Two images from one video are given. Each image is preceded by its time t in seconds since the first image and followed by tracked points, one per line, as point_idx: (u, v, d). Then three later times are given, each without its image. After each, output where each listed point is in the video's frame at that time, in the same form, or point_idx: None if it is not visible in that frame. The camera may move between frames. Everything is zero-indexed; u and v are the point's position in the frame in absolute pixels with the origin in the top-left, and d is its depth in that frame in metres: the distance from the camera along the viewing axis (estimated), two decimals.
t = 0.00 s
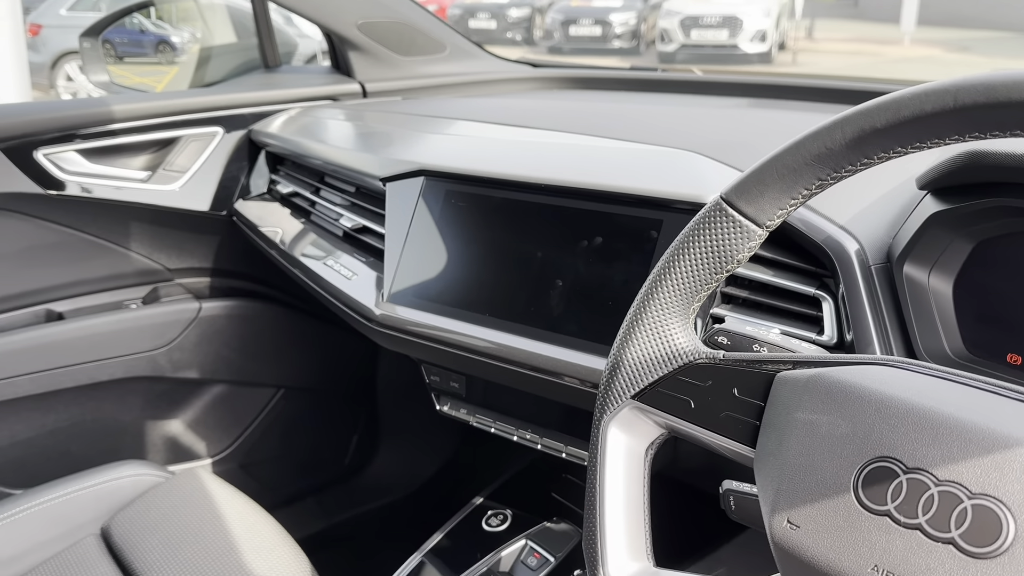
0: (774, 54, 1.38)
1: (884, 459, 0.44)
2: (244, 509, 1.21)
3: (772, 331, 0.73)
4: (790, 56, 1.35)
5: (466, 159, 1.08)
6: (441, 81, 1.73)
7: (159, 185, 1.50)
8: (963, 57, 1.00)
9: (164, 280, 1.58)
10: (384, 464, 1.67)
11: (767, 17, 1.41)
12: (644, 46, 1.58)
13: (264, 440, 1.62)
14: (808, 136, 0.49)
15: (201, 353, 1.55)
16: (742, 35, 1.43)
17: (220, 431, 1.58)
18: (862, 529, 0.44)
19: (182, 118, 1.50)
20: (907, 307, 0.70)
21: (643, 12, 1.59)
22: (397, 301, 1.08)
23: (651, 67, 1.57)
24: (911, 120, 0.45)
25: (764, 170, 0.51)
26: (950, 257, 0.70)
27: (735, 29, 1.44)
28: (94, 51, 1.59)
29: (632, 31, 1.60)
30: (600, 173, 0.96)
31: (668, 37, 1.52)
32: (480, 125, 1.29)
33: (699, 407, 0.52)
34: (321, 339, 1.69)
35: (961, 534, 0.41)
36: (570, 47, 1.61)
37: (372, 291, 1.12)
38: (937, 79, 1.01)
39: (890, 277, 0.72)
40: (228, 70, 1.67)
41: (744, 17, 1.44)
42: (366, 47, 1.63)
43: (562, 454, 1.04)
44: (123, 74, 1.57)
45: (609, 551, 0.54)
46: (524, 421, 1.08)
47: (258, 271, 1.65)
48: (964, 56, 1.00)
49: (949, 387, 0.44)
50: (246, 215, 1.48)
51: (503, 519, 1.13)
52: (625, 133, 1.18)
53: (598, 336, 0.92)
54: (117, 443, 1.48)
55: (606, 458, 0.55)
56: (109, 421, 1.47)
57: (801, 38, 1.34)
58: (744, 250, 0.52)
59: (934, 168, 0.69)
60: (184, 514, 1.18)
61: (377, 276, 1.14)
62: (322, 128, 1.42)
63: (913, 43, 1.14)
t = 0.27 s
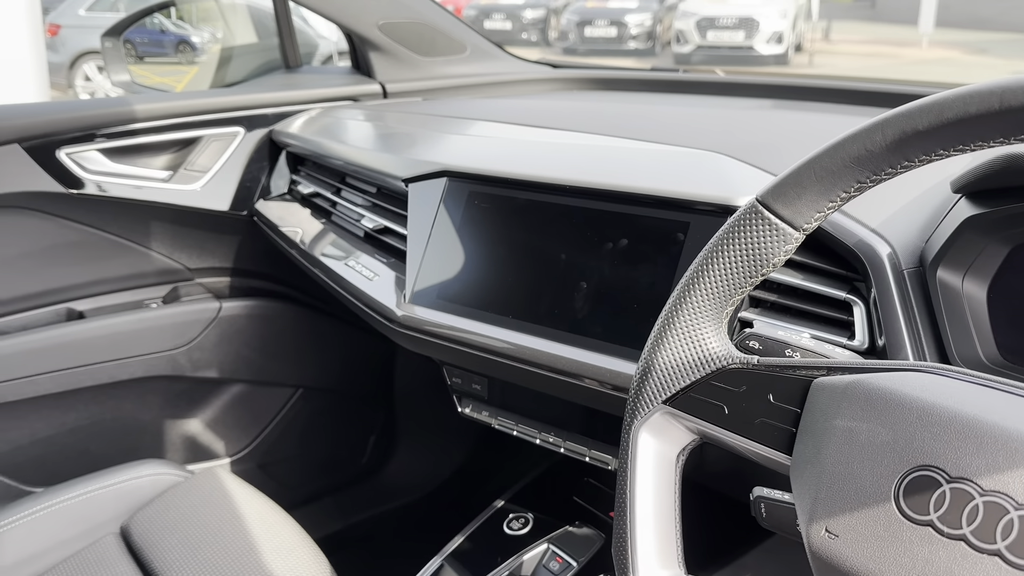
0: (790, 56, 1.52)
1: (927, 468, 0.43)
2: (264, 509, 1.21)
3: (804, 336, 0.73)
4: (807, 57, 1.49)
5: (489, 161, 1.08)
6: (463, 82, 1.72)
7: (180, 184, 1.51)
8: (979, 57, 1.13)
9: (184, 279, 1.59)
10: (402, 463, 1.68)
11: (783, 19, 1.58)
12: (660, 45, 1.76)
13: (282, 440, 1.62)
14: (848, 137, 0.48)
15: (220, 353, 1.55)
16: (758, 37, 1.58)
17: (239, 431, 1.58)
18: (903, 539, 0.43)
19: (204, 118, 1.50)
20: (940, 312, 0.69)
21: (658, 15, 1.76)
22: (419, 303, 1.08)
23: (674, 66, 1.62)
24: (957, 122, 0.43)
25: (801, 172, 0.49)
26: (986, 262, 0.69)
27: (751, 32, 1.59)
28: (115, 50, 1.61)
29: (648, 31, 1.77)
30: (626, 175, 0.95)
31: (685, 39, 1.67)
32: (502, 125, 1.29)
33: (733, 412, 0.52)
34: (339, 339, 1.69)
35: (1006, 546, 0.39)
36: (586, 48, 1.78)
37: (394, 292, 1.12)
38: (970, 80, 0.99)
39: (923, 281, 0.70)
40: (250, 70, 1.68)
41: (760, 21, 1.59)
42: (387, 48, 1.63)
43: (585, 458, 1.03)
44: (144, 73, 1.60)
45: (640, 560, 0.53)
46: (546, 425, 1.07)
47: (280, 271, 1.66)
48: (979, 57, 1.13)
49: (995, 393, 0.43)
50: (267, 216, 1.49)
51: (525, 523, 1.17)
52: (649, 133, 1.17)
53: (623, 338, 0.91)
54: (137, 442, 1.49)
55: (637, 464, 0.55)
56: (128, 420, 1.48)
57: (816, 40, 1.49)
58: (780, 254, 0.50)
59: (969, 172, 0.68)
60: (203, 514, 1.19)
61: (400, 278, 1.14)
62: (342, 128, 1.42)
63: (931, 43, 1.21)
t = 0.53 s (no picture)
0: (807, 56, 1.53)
1: (965, 473, 0.42)
2: (284, 507, 1.21)
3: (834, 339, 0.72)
4: (825, 59, 1.50)
5: (512, 160, 1.08)
6: (484, 82, 1.72)
7: (203, 183, 1.52)
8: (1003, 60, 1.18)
9: (206, 278, 1.61)
10: (419, 461, 1.69)
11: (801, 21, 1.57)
12: (678, 48, 1.74)
13: (302, 439, 1.64)
14: (885, 136, 0.46)
15: (241, 351, 1.56)
16: (776, 39, 1.58)
17: (258, 429, 1.59)
18: (941, 545, 0.42)
19: (227, 118, 1.51)
20: (972, 315, 0.68)
21: (676, 16, 1.76)
22: (441, 303, 1.08)
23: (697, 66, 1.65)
24: (1001, 121, 0.41)
25: (837, 171, 0.48)
26: (1019, 265, 0.68)
27: (769, 33, 1.59)
28: (139, 50, 1.61)
29: (665, 34, 1.76)
30: (652, 175, 0.94)
31: (701, 40, 1.66)
32: (524, 125, 1.28)
33: (765, 416, 0.51)
34: (358, 338, 1.70)
35: None
36: (603, 49, 1.78)
37: (416, 292, 1.12)
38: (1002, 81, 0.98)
39: (955, 284, 0.70)
40: (272, 70, 1.68)
41: (777, 23, 1.59)
42: (409, 48, 1.63)
43: (609, 459, 1.03)
44: (166, 73, 1.60)
45: (668, 563, 0.52)
46: (571, 425, 1.07)
47: (301, 271, 1.67)
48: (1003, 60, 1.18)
49: None
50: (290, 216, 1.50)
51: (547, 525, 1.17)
52: (674, 132, 1.16)
53: (647, 339, 0.90)
54: (157, 439, 1.50)
55: (665, 466, 0.54)
56: (149, 417, 1.49)
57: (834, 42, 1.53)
58: (815, 254, 0.49)
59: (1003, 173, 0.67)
60: (223, 512, 1.19)
61: (422, 278, 1.14)
62: (363, 127, 1.42)
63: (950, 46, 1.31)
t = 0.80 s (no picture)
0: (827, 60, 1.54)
1: (1000, 483, 0.42)
2: (305, 508, 1.22)
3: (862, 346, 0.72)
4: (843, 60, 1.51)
5: (535, 163, 1.08)
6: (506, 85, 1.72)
7: (226, 185, 1.53)
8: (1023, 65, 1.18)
9: (229, 279, 1.62)
10: (438, 463, 1.71)
11: (820, 24, 1.58)
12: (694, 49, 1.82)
13: (322, 439, 1.65)
14: (919, 142, 0.45)
15: (263, 352, 1.58)
16: (797, 41, 1.59)
17: (279, 429, 1.61)
18: (975, 555, 0.42)
19: (251, 120, 1.53)
20: (1003, 322, 0.67)
21: (693, 17, 1.85)
22: (463, 305, 1.08)
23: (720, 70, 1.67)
24: None
25: (868, 177, 0.47)
26: None
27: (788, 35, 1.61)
28: (163, 52, 1.67)
29: (681, 35, 1.86)
30: (678, 178, 0.94)
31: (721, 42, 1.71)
32: (546, 128, 1.28)
33: (795, 423, 0.51)
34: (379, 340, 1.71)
35: None
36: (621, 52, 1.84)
37: (437, 295, 1.12)
38: None
39: (984, 291, 0.69)
40: (295, 73, 1.69)
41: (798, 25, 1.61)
42: (431, 52, 1.64)
43: (631, 464, 1.03)
44: (189, 74, 1.66)
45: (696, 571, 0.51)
46: (592, 429, 1.07)
47: (322, 273, 1.68)
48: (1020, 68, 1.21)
49: None
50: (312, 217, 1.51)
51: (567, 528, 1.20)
52: (698, 135, 1.15)
53: (670, 343, 0.90)
54: (179, 439, 1.52)
55: (693, 472, 0.53)
56: (172, 417, 1.51)
57: (855, 44, 1.49)
58: (846, 260, 0.48)
59: None
60: (244, 512, 1.20)
61: (444, 281, 1.14)
62: (384, 130, 1.43)
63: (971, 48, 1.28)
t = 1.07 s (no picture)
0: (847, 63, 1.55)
1: None
2: (325, 509, 1.23)
3: (884, 356, 0.72)
4: (863, 65, 1.51)
5: (555, 169, 1.08)
6: (526, 90, 1.73)
7: (249, 189, 1.55)
8: None
9: (251, 282, 1.64)
10: (455, 468, 1.74)
11: (840, 28, 1.61)
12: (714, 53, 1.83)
13: (341, 441, 1.67)
14: (944, 151, 0.44)
15: (284, 355, 1.60)
16: (815, 44, 1.62)
17: (299, 430, 1.63)
18: (1000, 568, 0.42)
19: (273, 125, 1.55)
20: None
21: (713, 22, 1.88)
22: (482, 309, 1.09)
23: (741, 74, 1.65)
24: None
25: (893, 186, 0.46)
26: None
27: (809, 39, 1.63)
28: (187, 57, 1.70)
29: (702, 39, 1.87)
30: (701, 184, 0.94)
31: (740, 46, 1.75)
32: (566, 134, 1.28)
33: (819, 432, 0.51)
34: (398, 343, 1.72)
35: None
36: (638, 54, 1.89)
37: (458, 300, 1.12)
38: None
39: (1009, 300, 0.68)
40: (317, 78, 1.71)
41: (818, 29, 1.64)
42: (451, 57, 1.65)
43: (650, 470, 1.03)
44: (211, 78, 1.66)
45: None
46: (611, 435, 1.07)
47: (343, 277, 1.69)
48: None
49: None
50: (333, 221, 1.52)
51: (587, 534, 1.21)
52: (718, 141, 1.15)
53: (691, 350, 0.90)
54: (201, 439, 1.55)
55: (716, 480, 0.53)
56: (193, 418, 1.53)
57: (875, 48, 1.49)
58: (870, 270, 0.47)
59: None
60: (265, 513, 1.21)
61: (464, 285, 1.15)
62: (405, 135, 1.44)
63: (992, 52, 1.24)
